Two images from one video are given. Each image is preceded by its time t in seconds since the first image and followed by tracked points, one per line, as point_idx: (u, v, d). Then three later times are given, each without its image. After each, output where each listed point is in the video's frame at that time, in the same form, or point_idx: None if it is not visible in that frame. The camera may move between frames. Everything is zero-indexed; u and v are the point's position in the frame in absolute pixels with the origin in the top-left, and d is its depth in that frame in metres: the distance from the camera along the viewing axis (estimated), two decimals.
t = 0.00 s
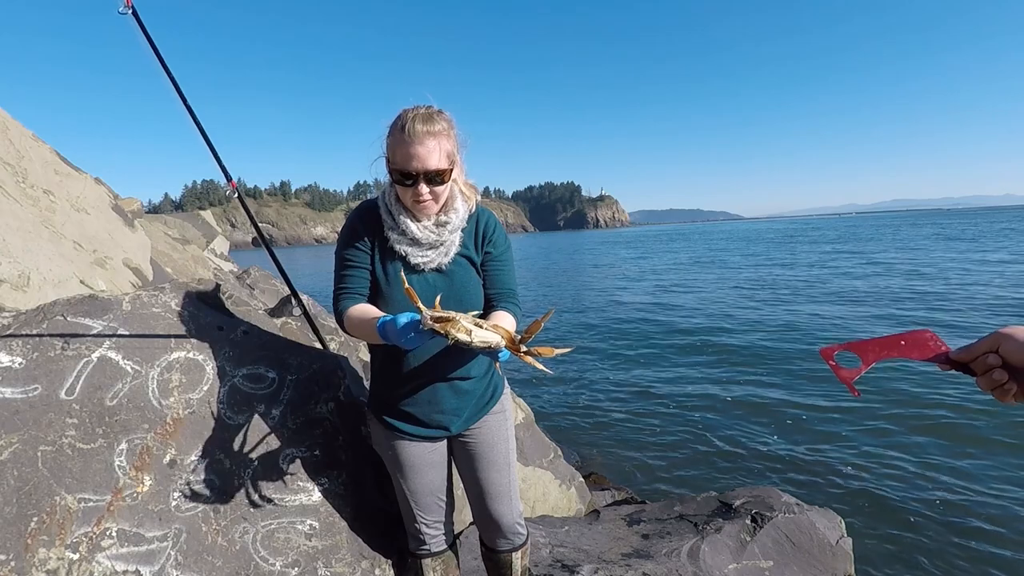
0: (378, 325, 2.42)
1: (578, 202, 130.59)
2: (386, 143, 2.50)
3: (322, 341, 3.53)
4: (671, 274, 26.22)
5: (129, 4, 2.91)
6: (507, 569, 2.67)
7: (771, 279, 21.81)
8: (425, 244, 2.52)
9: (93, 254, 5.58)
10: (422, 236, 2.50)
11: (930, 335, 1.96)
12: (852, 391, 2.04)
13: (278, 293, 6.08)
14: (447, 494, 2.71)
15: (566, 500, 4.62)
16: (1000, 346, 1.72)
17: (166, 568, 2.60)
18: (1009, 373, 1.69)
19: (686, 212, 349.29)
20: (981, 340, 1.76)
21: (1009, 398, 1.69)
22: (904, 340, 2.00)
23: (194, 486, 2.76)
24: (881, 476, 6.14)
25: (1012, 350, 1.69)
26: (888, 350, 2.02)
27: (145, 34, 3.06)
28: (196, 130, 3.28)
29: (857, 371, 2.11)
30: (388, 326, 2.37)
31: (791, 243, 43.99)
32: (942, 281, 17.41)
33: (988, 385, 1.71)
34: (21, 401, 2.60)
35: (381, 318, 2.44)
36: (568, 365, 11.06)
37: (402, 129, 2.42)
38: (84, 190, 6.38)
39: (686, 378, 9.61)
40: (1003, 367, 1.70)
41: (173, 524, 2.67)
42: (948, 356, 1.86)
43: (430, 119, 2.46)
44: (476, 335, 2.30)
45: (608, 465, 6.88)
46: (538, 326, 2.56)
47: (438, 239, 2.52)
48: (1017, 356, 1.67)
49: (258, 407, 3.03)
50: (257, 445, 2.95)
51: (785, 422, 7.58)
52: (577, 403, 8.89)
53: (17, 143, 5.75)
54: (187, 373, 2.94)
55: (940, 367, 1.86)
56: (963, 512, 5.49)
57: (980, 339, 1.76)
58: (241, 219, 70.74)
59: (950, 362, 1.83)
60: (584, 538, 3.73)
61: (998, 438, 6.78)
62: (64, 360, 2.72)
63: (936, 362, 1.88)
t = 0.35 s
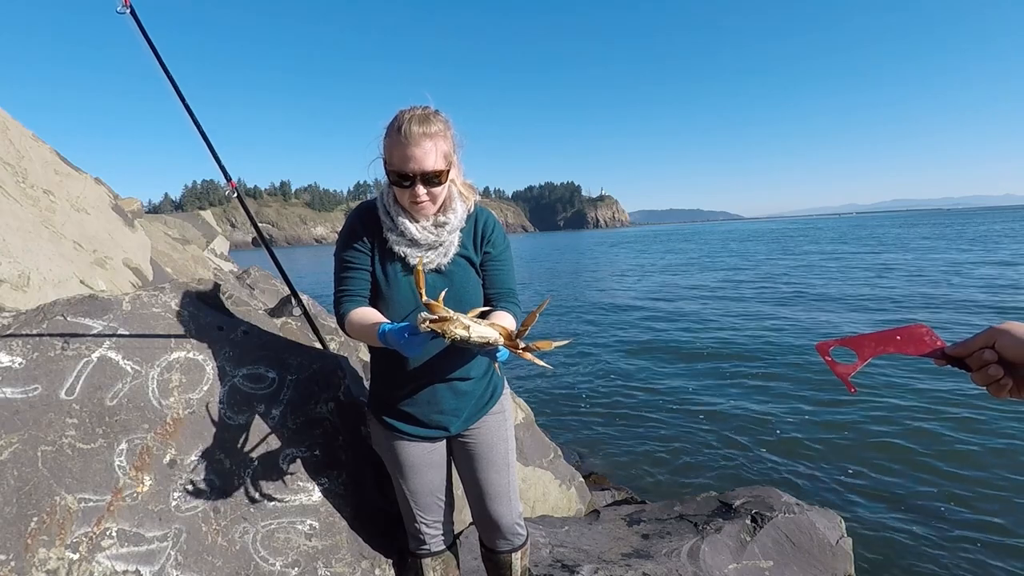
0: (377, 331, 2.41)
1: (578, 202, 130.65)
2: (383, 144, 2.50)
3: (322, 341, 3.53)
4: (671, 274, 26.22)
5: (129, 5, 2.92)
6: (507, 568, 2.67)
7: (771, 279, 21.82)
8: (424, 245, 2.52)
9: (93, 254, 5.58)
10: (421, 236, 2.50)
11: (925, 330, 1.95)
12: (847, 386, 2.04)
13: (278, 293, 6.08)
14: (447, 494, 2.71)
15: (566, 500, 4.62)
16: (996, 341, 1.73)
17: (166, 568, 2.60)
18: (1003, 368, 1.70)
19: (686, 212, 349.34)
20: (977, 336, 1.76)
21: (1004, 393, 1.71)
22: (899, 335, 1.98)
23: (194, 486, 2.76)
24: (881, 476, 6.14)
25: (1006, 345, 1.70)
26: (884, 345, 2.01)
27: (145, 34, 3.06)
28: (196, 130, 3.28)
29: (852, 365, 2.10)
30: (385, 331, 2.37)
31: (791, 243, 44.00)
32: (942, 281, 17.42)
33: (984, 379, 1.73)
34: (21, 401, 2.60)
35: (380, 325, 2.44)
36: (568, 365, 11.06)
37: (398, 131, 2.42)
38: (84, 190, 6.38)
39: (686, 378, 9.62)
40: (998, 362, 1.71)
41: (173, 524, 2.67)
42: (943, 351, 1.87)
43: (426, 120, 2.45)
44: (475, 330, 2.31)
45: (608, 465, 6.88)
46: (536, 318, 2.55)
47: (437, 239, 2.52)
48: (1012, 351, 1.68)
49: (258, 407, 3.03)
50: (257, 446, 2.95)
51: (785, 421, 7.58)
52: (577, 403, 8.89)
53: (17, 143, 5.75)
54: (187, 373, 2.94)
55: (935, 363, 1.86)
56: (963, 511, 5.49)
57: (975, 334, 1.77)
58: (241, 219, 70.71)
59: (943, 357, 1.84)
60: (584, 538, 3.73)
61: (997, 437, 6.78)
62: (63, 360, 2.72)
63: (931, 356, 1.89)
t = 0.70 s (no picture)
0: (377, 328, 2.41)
1: (578, 202, 130.61)
2: (380, 144, 2.50)
3: (322, 341, 3.53)
4: (671, 274, 26.21)
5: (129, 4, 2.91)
6: (507, 568, 2.67)
7: (772, 279, 21.81)
8: (422, 245, 2.52)
9: (93, 254, 5.57)
10: (418, 236, 2.50)
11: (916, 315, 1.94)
12: (836, 369, 1.98)
13: (278, 293, 6.08)
14: (447, 494, 2.71)
15: (566, 500, 4.62)
16: (987, 326, 1.71)
17: (166, 568, 2.60)
18: (993, 353, 1.69)
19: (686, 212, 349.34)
20: (968, 320, 1.75)
21: (993, 378, 1.70)
22: (891, 319, 1.94)
23: (194, 486, 2.76)
24: (881, 476, 6.15)
25: (995, 329, 1.69)
26: (874, 328, 1.95)
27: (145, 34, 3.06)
28: (195, 130, 3.28)
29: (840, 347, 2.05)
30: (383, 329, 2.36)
31: (792, 243, 43.99)
32: (942, 281, 17.42)
33: (973, 363, 1.72)
34: (21, 401, 2.60)
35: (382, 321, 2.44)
36: (568, 365, 11.06)
37: (394, 131, 2.42)
38: (84, 190, 6.38)
39: (686, 378, 9.62)
40: (989, 347, 1.70)
41: (173, 524, 2.67)
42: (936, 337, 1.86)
43: (422, 120, 2.44)
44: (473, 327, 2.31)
45: (608, 465, 6.88)
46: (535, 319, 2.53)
47: (435, 239, 2.53)
48: (1001, 335, 1.67)
49: (258, 407, 3.03)
50: (257, 446, 2.95)
51: (785, 421, 7.58)
52: (577, 403, 8.89)
53: (17, 143, 5.75)
54: (187, 373, 2.94)
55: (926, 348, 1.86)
56: (964, 512, 5.48)
57: (967, 320, 1.76)
58: (241, 219, 70.66)
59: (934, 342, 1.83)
60: (584, 538, 3.72)
61: (998, 437, 6.77)
62: (63, 360, 2.72)
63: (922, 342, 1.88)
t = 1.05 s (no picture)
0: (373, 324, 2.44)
1: (578, 202, 130.63)
2: (375, 146, 2.49)
3: (322, 341, 3.53)
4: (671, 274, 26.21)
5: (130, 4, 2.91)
6: (507, 569, 2.67)
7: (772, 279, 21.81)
8: (419, 246, 2.52)
9: (93, 254, 5.57)
10: (415, 237, 2.50)
11: (910, 302, 1.94)
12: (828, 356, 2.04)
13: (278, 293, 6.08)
14: (447, 494, 2.71)
15: (566, 500, 4.62)
16: (978, 313, 1.71)
17: (166, 568, 2.60)
18: (984, 340, 1.69)
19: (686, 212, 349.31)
20: (959, 307, 1.75)
21: (983, 364, 1.70)
22: (883, 307, 1.98)
23: (194, 486, 2.76)
24: (881, 475, 6.14)
25: (987, 316, 1.69)
26: (866, 316, 2.01)
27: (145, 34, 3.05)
28: (195, 130, 3.27)
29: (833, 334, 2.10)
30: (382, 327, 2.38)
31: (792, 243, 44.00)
32: (943, 281, 17.41)
33: (964, 350, 1.72)
34: (21, 401, 2.60)
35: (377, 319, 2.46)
36: (568, 365, 11.06)
37: (388, 133, 2.41)
38: (84, 190, 6.38)
39: (686, 378, 9.62)
40: (979, 334, 1.70)
41: (173, 524, 2.67)
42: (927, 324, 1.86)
43: (417, 121, 2.43)
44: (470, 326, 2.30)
45: (608, 465, 6.88)
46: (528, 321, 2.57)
47: (432, 239, 2.53)
48: (993, 322, 1.66)
49: (258, 407, 3.03)
50: (257, 446, 2.95)
51: (785, 421, 7.58)
52: (577, 403, 8.89)
53: (17, 143, 5.75)
54: (187, 373, 2.94)
55: (917, 335, 1.86)
56: (964, 512, 5.48)
57: (959, 306, 1.75)
58: (241, 219, 70.58)
59: (926, 330, 1.83)
60: (584, 538, 3.73)
61: (998, 437, 6.77)
62: (63, 360, 2.72)
63: (913, 329, 1.89)
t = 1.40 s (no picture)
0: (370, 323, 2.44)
1: (578, 202, 130.67)
2: (370, 147, 2.49)
3: (322, 341, 3.53)
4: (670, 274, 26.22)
5: (130, 4, 2.90)
6: (507, 568, 2.67)
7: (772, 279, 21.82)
8: (417, 245, 2.52)
9: (93, 254, 5.58)
10: (413, 237, 2.50)
11: (909, 301, 1.95)
12: (829, 358, 2.04)
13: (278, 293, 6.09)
14: (446, 493, 2.71)
15: (566, 500, 4.62)
16: (978, 312, 1.71)
17: (166, 568, 2.60)
18: (984, 339, 1.69)
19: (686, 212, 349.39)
20: (959, 307, 1.75)
21: (983, 363, 1.70)
22: (882, 306, 1.98)
23: (194, 486, 2.76)
24: (881, 475, 6.14)
25: (987, 315, 1.69)
26: (864, 316, 2.01)
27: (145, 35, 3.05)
28: (195, 130, 3.28)
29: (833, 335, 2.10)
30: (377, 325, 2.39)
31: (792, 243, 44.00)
32: (943, 281, 17.41)
33: (964, 350, 1.73)
34: (21, 401, 2.60)
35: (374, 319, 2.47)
36: (568, 365, 11.06)
37: (383, 135, 2.41)
38: (84, 190, 6.39)
39: (686, 378, 9.63)
40: (980, 333, 1.70)
41: (173, 524, 2.67)
42: (926, 323, 1.87)
43: (411, 122, 2.43)
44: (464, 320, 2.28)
45: (608, 465, 6.88)
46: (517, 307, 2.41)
47: (429, 239, 2.53)
48: (994, 321, 1.66)
49: (258, 407, 3.03)
50: (257, 446, 2.95)
51: (785, 421, 7.58)
52: (577, 403, 8.89)
53: (17, 143, 5.75)
54: (187, 373, 2.94)
55: (915, 335, 1.87)
56: (964, 512, 5.47)
57: (959, 305, 1.75)
58: (241, 219, 70.53)
59: (924, 329, 1.84)
60: (584, 538, 3.73)
61: (999, 437, 6.76)
62: (63, 360, 2.72)
63: (912, 328, 1.89)
